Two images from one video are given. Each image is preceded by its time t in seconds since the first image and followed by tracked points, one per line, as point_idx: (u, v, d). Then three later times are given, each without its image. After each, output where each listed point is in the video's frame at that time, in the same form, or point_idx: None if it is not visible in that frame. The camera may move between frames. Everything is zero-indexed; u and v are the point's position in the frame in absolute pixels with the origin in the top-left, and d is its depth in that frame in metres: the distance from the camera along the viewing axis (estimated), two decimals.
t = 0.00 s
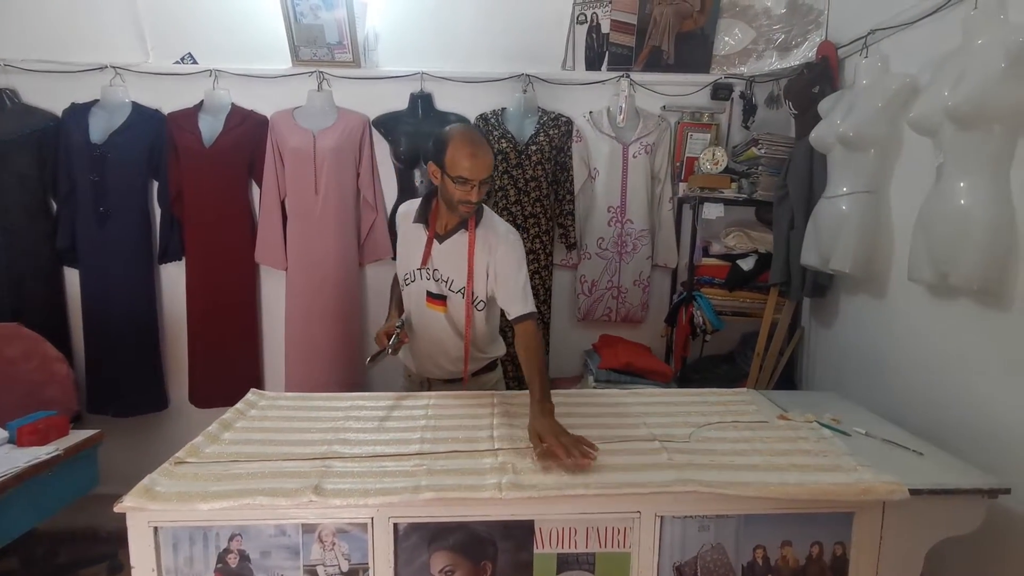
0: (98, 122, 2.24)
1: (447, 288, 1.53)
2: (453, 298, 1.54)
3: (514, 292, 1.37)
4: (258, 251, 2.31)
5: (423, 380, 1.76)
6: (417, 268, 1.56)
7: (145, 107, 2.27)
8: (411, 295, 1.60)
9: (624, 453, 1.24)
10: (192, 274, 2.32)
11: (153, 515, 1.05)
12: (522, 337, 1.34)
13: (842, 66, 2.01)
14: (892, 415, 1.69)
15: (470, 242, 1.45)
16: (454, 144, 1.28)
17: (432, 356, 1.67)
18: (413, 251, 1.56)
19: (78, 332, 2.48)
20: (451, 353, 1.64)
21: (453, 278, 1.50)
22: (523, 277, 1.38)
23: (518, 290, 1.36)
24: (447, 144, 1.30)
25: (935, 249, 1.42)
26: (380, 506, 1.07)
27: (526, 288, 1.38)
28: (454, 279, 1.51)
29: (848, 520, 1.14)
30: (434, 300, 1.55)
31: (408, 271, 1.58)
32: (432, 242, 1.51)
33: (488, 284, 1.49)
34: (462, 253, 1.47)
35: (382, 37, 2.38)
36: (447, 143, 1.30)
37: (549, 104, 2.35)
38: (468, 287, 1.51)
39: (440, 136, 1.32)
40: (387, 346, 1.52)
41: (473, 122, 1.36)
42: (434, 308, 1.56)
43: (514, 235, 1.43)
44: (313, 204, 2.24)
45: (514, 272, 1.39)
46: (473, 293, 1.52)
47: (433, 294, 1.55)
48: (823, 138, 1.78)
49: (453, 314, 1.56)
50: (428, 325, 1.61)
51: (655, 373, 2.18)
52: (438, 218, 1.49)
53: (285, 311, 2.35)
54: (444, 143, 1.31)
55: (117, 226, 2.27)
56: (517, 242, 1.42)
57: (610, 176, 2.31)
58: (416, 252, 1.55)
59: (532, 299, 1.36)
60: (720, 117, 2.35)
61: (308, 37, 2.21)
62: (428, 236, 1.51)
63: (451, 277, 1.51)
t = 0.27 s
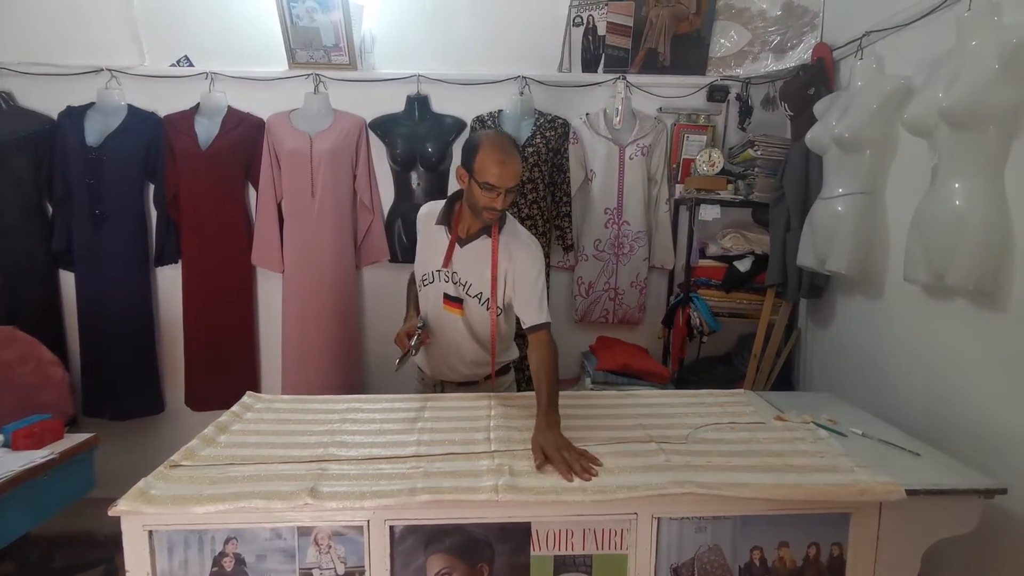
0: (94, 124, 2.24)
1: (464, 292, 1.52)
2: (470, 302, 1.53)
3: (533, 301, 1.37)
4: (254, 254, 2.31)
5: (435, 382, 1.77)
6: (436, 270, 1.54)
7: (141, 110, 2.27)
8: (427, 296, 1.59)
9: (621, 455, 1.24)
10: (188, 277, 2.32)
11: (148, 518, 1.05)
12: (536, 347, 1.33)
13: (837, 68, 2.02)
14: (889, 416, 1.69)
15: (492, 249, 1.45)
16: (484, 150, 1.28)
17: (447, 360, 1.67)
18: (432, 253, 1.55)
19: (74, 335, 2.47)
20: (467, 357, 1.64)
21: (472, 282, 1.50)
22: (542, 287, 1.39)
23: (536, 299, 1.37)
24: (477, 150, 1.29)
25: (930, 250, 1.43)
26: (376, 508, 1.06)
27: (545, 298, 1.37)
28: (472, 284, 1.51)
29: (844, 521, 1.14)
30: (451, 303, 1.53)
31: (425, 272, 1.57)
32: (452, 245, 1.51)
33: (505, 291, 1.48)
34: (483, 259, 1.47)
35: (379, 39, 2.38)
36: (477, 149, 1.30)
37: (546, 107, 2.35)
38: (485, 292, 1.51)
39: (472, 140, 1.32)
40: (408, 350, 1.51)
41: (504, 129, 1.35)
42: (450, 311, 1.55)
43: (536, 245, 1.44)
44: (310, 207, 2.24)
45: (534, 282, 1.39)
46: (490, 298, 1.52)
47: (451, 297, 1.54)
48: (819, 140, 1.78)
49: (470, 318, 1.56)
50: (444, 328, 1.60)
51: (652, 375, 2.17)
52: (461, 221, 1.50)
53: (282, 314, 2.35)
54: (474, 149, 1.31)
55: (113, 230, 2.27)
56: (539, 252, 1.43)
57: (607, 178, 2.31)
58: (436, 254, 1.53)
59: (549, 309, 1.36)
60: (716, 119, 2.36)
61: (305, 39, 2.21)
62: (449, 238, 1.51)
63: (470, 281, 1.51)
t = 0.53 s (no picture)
0: (92, 125, 2.24)
1: (475, 290, 1.54)
2: (481, 299, 1.55)
3: (547, 300, 1.38)
4: (253, 254, 2.31)
5: (440, 381, 1.76)
6: (447, 267, 1.56)
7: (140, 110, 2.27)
8: (437, 293, 1.61)
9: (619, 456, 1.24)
10: (187, 278, 2.32)
11: (146, 519, 1.05)
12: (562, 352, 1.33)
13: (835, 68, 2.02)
14: (888, 416, 1.69)
15: (506, 248, 1.46)
16: (504, 148, 1.29)
17: (455, 359, 1.67)
18: (445, 250, 1.56)
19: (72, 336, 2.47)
20: (476, 356, 1.65)
21: (484, 280, 1.51)
22: (555, 287, 1.40)
23: (551, 299, 1.38)
24: (497, 147, 1.31)
25: (928, 250, 1.43)
26: (374, 509, 1.06)
27: (559, 298, 1.39)
28: (484, 282, 1.52)
29: (843, 521, 1.14)
30: (461, 300, 1.55)
31: (437, 270, 1.59)
32: (465, 242, 1.52)
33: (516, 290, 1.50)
34: (496, 257, 1.48)
35: (377, 40, 2.38)
36: (498, 146, 1.31)
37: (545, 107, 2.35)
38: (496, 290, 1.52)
39: (491, 138, 1.33)
40: (421, 348, 1.53)
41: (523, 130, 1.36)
42: (460, 309, 1.57)
43: (550, 246, 1.45)
44: (308, 208, 2.23)
45: (547, 281, 1.40)
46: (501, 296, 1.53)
47: (461, 294, 1.56)
48: (817, 140, 1.78)
49: (479, 315, 1.57)
50: (452, 326, 1.61)
51: (651, 375, 2.17)
52: (474, 219, 1.51)
53: (281, 314, 2.35)
54: (495, 147, 1.32)
55: (111, 230, 2.26)
56: (552, 252, 1.45)
57: (606, 179, 2.31)
58: (448, 251, 1.55)
59: (563, 309, 1.37)
60: (715, 119, 2.36)
61: (303, 40, 2.21)
62: (461, 236, 1.52)
63: (481, 279, 1.52)
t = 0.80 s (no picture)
0: (91, 125, 2.24)
1: (483, 291, 1.55)
2: (488, 301, 1.56)
3: (560, 302, 1.41)
4: (253, 255, 2.31)
5: (443, 381, 1.75)
6: (454, 268, 1.57)
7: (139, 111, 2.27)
8: (442, 293, 1.60)
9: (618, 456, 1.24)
10: (186, 278, 2.32)
11: (146, 519, 1.05)
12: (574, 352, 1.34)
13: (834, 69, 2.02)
14: (886, 416, 1.70)
15: (516, 250, 1.48)
16: (517, 152, 1.30)
17: (458, 360, 1.67)
18: (453, 251, 1.57)
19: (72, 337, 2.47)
20: (480, 357, 1.65)
21: (493, 282, 1.53)
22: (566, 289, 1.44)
23: (564, 301, 1.41)
24: (511, 151, 1.32)
25: (926, 251, 1.43)
26: (373, 509, 1.07)
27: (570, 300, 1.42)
28: (493, 283, 1.54)
29: (840, 520, 1.14)
30: (468, 301, 1.54)
31: (442, 271, 1.59)
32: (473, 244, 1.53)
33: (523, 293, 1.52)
34: (506, 259, 1.51)
35: (377, 40, 2.38)
36: (511, 150, 1.32)
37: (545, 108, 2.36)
38: (503, 292, 1.54)
39: (505, 140, 1.34)
40: (428, 348, 1.51)
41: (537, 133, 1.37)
42: (466, 310, 1.56)
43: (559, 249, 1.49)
44: (308, 208, 2.24)
45: (559, 284, 1.44)
46: (508, 298, 1.55)
47: (468, 295, 1.55)
48: (815, 140, 1.79)
49: (485, 317, 1.58)
50: (457, 327, 1.61)
51: (649, 375, 2.17)
52: (483, 220, 1.52)
53: (280, 315, 2.35)
54: (508, 150, 1.33)
55: (111, 231, 2.27)
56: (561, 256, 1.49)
57: (605, 179, 2.31)
58: (456, 252, 1.56)
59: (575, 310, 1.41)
60: (713, 120, 2.37)
61: (303, 40, 2.22)
62: (470, 237, 1.53)
63: (490, 280, 1.54)
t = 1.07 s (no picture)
0: (91, 125, 2.24)
1: (488, 292, 1.55)
2: (493, 301, 1.56)
3: (568, 302, 1.42)
4: (253, 254, 2.31)
5: (445, 381, 1.75)
6: (459, 268, 1.57)
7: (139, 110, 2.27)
8: (446, 294, 1.60)
9: (617, 455, 1.24)
10: (186, 278, 2.32)
11: (145, 518, 1.05)
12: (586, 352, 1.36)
13: (834, 69, 2.02)
14: (886, 416, 1.70)
15: (523, 251, 1.48)
16: (523, 153, 1.30)
17: (461, 360, 1.67)
18: (458, 251, 1.57)
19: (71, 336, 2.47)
20: (483, 358, 1.66)
21: (499, 283, 1.53)
22: (574, 289, 1.44)
23: (573, 301, 1.41)
24: (516, 152, 1.32)
25: (926, 250, 1.43)
26: (372, 508, 1.07)
27: (579, 300, 1.43)
28: (498, 284, 1.54)
29: (839, 520, 1.15)
30: (473, 302, 1.55)
31: (447, 271, 1.59)
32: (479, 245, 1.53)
33: (529, 293, 1.52)
34: (512, 260, 1.51)
35: (376, 40, 2.38)
36: (517, 151, 1.32)
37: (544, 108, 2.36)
38: (508, 292, 1.54)
39: (510, 141, 1.34)
40: (434, 348, 1.49)
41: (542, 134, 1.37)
42: (470, 310, 1.56)
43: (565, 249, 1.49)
44: (308, 208, 2.24)
45: (566, 284, 1.44)
46: (514, 299, 1.55)
47: (473, 296, 1.55)
48: (815, 140, 1.79)
49: (490, 318, 1.58)
50: (460, 329, 1.61)
51: (649, 375, 2.17)
52: (488, 220, 1.52)
53: (280, 314, 2.35)
54: (513, 151, 1.33)
55: (111, 230, 2.27)
56: (568, 256, 1.49)
57: (605, 179, 2.31)
58: (462, 253, 1.56)
59: (583, 310, 1.42)
60: (713, 119, 2.37)
61: (303, 40, 2.22)
62: (476, 238, 1.53)
63: (495, 280, 1.54)
